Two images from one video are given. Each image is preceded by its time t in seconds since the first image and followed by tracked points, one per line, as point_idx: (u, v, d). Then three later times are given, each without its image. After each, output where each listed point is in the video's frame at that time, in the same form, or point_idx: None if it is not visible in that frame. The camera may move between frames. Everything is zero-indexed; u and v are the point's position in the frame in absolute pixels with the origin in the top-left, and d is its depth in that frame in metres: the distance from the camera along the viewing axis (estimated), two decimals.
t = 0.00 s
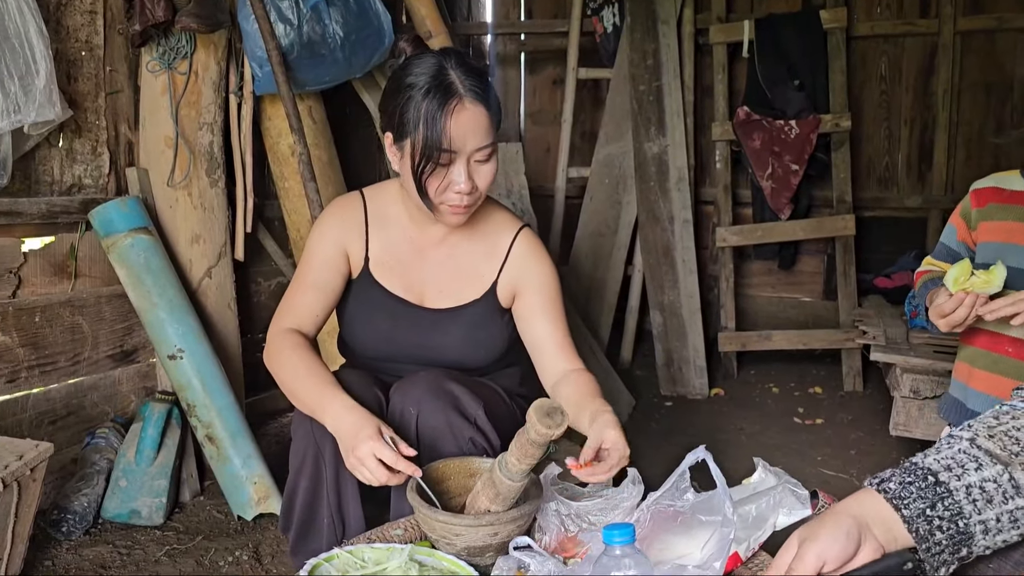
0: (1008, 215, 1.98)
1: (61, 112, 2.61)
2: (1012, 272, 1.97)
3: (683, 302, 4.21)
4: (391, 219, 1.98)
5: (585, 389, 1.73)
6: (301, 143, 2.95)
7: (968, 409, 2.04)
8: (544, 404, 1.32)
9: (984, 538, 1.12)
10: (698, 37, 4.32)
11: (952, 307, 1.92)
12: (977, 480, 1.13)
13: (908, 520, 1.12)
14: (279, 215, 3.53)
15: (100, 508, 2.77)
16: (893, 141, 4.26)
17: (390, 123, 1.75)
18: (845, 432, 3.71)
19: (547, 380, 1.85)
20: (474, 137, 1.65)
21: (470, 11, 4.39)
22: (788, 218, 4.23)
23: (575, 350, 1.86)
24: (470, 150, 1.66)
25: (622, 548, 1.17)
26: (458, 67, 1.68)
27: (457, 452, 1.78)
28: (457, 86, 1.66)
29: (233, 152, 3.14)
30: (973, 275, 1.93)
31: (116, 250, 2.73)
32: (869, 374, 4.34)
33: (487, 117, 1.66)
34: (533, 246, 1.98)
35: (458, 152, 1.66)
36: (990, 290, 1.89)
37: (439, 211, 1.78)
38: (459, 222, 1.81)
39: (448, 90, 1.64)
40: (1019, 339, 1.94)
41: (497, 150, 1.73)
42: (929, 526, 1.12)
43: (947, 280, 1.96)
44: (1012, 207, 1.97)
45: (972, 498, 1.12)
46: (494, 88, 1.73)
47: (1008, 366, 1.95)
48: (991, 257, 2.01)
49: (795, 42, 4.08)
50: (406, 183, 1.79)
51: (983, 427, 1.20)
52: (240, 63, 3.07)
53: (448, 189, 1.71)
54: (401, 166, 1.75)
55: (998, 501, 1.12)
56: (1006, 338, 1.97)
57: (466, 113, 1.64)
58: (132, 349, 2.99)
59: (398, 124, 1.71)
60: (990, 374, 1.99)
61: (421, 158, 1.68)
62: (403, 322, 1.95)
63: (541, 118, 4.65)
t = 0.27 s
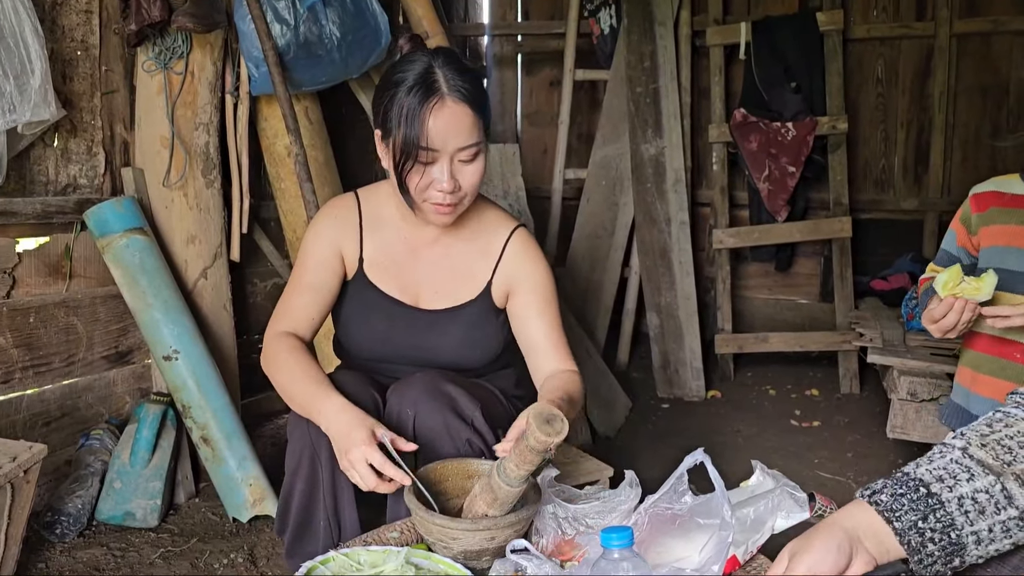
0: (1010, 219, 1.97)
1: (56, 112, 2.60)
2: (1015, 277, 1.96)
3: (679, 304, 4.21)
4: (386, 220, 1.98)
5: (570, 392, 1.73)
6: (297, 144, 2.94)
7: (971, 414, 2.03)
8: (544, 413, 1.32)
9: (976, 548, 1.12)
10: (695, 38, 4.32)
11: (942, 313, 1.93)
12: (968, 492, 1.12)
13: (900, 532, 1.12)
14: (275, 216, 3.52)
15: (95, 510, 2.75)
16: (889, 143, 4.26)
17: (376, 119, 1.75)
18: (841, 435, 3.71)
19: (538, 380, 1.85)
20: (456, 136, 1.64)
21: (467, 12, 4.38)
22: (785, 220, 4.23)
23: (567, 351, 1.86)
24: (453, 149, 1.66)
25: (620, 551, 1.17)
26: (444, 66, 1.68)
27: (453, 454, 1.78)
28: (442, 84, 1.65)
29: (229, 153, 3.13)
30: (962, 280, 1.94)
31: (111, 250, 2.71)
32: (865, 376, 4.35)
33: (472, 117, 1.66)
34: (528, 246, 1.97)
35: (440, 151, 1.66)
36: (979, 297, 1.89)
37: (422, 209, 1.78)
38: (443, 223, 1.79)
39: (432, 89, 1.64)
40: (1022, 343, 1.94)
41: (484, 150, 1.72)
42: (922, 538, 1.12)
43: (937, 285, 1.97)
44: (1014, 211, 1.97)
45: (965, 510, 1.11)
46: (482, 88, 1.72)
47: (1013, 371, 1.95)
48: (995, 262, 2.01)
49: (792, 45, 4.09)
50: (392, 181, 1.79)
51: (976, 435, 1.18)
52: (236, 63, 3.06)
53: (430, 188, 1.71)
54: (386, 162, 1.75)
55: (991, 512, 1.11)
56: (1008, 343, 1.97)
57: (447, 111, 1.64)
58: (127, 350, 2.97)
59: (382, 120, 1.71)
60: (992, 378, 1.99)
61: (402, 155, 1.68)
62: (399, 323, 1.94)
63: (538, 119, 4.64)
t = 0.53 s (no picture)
0: (1013, 224, 1.97)
1: (55, 114, 2.60)
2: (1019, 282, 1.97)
3: (678, 307, 4.21)
4: (384, 223, 1.97)
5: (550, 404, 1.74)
6: (296, 147, 2.94)
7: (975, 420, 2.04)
8: (542, 413, 1.32)
9: (984, 543, 1.12)
10: (694, 42, 4.33)
11: (950, 321, 1.92)
12: (980, 484, 1.12)
13: (914, 522, 1.11)
14: (274, 219, 3.52)
15: (93, 513, 2.75)
16: (888, 146, 4.27)
17: (374, 119, 1.75)
18: (840, 437, 3.71)
19: (522, 389, 1.86)
20: (451, 141, 1.64)
21: (467, 15, 4.41)
22: (784, 223, 4.23)
23: (553, 362, 1.86)
24: (447, 153, 1.66)
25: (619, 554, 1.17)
26: (444, 70, 1.68)
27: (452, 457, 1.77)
28: (439, 88, 1.65)
29: (229, 155, 3.13)
30: (970, 288, 1.93)
31: (110, 252, 2.71)
32: (864, 379, 4.34)
33: (468, 122, 1.66)
34: (526, 251, 1.97)
35: (434, 154, 1.66)
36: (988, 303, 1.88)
37: (414, 210, 1.78)
38: (436, 226, 1.80)
39: (429, 92, 1.64)
40: None
41: (479, 155, 1.72)
42: (934, 529, 1.11)
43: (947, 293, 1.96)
44: (1017, 216, 1.96)
45: (977, 502, 1.12)
46: (481, 93, 1.72)
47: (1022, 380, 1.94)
48: (998, 267, 2.00)
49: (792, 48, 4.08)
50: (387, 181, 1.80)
51: (985, 430, 1.20)
52: (235, 66, 3.05)
53: (423, 190, 1.71)
54: (380, 163, 1.75)
55: (1000, 506, 1.12)
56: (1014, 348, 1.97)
57: (442, 116, 1.63)
58: (125, 352, 2.97)
59: (379, 121, 1.71)
60: (996, 384, 2.00)
61: (396, 156, 1.68)
62: (395, 326, 1.94)
63: (538, 122, 4.64)
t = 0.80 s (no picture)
0: (1010, 225, 1.97)
1: (51, 116, 2.60)
2: (1014, 283, 1.98)
3: (675, 310, 4.21)
4: (384, 224, 1.97)
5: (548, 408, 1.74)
6: (293, 149, 2.94)
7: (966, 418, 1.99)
8: (537, 413, 1.32)
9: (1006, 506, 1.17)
10: (691, 45, 4.33)
11: (946, 318, 1.90)
12: None
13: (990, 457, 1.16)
14: (270, 221, 3.51)
15: (88, 516, 2.74)
16: (884, 150, 4.28)
17: (374, 119, 1.75)
18: (836, 441, 3.71)
19: (517, 392, 1.86)
20: (452, 139, 1.64)
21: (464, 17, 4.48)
22: (781, 226, 4.24)
23: (549, 365, 1.86)
24: (448, 152, 1.65)
25: (615, 557, 1.17)
26: (444, 70, 1.69)
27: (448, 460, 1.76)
28: (440, 88, 1.66)
29: (225, 157, 3.12)
30: (962, 286, 1.96)
31: (105, 254, 2.70)
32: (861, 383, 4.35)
33: (468, 121, 1.66)
34: (525, 253, 1.97)
35: (435, 153, 1.65)
36: (980, 298, 1.93)
37: (413, 211, 1.77)
38: (435, 227, 1.78)
39: (431, 91, 1.65)
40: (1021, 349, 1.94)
41: (480, 156, 1.72)
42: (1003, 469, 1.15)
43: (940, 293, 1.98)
44: (1013, 217, 1.97)
45: None
46: (482, 94, 1.72)
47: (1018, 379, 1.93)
48: (993, 266, 2.01)
49: (789, 52, 4.10)
50: (387, 182, 1.79)
51: None
52: (232, 68, 3.05)
53: (423, 189, 1.70)
54: (380, 162, 1.75)
55: None
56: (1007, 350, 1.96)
57: (443, 113, 1.64)
58: (121, 355, 2.96)
59: (380, 120, 1.71)
60: (988, 384, 1.97)
61: (397, 155, 1.68)
62: (396, 328, 1.94)
63: (535, 125, 4.64)
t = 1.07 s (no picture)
0: (1003, 230, 1.81)
1: (48, 120, 2.59)
2: (1013, 290, 1.79)
3: (673, 315, 4.21)
4: (385, 229, 1.97)
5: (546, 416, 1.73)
6: (291, 153, 2.94)
7: (963, 427, 1.81)
8: (534, 418, 1.31)
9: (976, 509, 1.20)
10: (689, 50, 4.34)
11: (944, 325, 1.74)
12: None
13: None
14: (268, 225, 3.51)
15: (84, 521, 2.73)
16: (882, 155, 4.28)
17: (380, 122, 1.75)
18: (835, 446, 3.70)
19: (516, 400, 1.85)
20: (457, 146, 1.64)
21: (462, 23, 4.43)
22: (778, 231, 4.24)
23: (548, 375, 1.85)
24: (453, 159, 1.66)
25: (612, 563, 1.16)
26: (451, 76, 1.68)
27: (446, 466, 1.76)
28: (447, 94, 1.66)
29: (223, 161, 3.12)
30: (965, 292, 1.78)
31: (103, 259, 2.70)
32: (859, 388, 4.35)
33: (474, 128, 1.66)
34: (526, 260, 1.96)
35: (440, 159, 1.66)
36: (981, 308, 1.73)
37: (416, 215, 1.77)
38: (437, 232, 1.79)
39: (437, 97, 1.65)
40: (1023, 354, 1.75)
41: (484, 162, 1.72)
42: None
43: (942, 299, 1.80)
44: (1008, 222, 1.81)
45: None
46: (488, 100, 1.72)
47: (1012, 385, 1.73)
48: (985, 271, 1.83)
49: (786, 58, 4.11)
50: (391, 185, 1.79)
51: None
52: (230, 72, 3.05)
53: (427, 195, 1.71)
54: (385, 166, 1.75)
55: None
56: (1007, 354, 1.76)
57: (449, 120, 1.64)
58: (118, 359, 2.96)
59: (386, 124, 1.71)
60: (986, 390, 1.78)
61: (402, 160, 1.68)
62: (396, 334, 1.95)
63: (533, 129, 4.64)
